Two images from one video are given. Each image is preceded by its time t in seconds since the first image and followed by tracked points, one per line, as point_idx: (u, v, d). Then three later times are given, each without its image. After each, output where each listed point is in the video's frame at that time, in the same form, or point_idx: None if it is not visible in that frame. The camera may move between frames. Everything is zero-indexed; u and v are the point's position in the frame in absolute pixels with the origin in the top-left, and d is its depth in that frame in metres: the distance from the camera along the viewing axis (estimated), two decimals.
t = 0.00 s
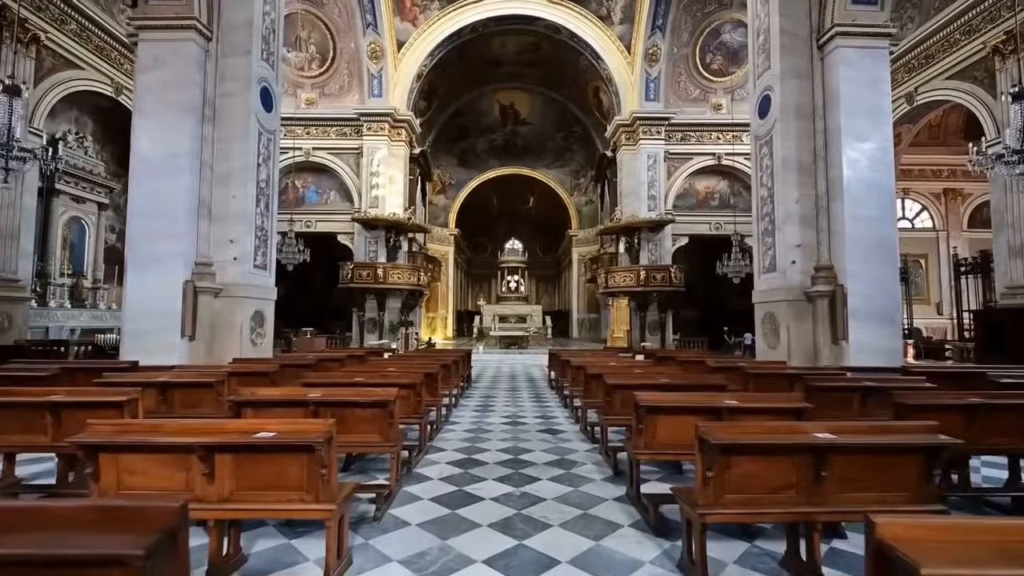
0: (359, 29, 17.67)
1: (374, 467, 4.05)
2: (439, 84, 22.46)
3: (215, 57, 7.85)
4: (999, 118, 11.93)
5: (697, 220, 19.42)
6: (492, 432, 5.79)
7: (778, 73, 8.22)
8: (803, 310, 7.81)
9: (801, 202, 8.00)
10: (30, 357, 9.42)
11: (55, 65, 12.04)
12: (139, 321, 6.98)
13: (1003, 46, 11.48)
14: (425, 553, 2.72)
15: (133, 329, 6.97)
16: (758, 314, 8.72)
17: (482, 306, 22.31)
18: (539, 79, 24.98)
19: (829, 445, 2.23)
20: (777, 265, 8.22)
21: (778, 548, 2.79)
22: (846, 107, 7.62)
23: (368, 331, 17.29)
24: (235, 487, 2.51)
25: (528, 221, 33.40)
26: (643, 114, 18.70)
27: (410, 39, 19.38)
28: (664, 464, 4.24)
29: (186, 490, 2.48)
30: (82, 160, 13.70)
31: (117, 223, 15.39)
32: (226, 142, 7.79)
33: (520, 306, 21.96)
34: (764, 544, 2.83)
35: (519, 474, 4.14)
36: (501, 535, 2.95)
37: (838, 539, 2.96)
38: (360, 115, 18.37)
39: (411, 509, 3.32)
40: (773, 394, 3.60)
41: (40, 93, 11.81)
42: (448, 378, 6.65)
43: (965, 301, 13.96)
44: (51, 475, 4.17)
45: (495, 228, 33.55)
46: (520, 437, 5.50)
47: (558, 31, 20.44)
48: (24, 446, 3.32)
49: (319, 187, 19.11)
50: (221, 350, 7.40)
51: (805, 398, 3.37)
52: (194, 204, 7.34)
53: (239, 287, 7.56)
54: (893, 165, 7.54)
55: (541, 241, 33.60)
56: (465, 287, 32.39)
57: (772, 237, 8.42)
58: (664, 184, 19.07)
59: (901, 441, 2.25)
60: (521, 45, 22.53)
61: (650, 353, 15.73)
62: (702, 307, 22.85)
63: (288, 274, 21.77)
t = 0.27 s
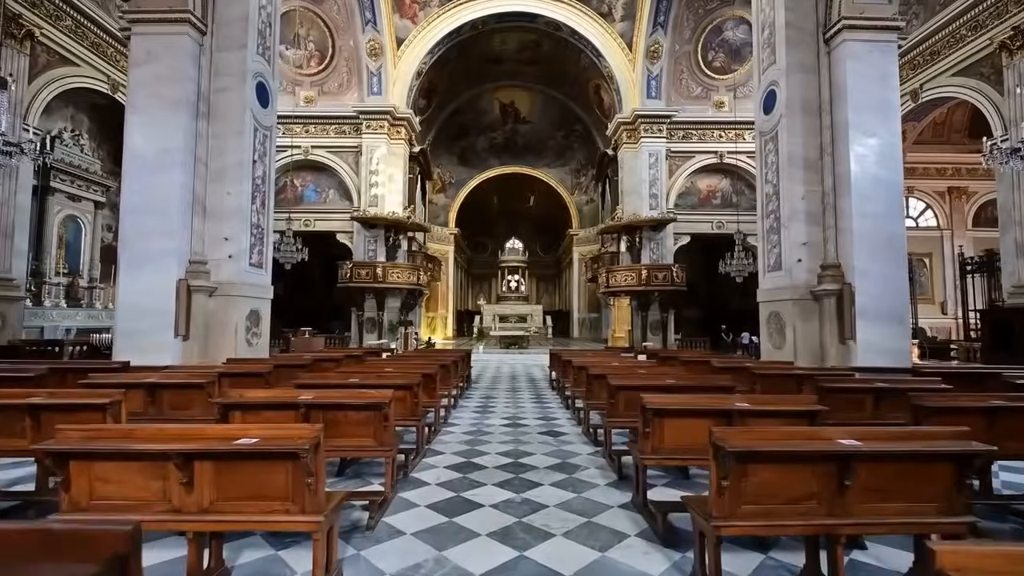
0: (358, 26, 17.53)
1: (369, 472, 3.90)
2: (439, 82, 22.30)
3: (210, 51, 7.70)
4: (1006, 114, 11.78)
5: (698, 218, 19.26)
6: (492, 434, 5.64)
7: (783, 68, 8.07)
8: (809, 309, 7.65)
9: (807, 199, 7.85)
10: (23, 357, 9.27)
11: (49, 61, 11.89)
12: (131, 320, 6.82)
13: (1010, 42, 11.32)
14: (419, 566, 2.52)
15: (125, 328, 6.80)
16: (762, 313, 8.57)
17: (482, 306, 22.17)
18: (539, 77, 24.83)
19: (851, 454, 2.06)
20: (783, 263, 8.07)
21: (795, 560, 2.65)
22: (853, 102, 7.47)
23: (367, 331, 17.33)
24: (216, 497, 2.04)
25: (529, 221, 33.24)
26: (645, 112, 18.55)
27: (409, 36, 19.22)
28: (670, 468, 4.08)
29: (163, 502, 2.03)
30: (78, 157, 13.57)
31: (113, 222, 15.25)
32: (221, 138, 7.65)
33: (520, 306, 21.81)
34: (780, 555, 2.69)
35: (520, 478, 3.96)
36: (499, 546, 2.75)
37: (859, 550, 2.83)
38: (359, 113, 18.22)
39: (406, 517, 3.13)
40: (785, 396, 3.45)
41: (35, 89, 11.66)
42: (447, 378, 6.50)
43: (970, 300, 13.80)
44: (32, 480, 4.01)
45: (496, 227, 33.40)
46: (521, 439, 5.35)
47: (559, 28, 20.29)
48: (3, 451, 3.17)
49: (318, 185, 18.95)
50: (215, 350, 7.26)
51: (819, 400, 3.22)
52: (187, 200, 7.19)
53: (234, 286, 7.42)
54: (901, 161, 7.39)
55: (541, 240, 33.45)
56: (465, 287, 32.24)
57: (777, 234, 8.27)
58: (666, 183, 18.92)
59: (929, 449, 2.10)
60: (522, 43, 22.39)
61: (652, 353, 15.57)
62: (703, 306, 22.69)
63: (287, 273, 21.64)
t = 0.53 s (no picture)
0: (357, 23, 17.38)
1: (362, 478, 3.74)
2: (439, 80, 22.14)
3: (205, 45, 7.55)
4: (1013, 111, 11.59)
5: (701, 217, 19.09)
6: (491, 436, 5.49)
7: (789, 62, 7.90)
8: (816, 309, 7.50)
9: (813, 196, 7.69)
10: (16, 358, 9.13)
11: (44, 58, 11.74)
12: (123, 319, 6.68)
13: (1018, 37, 11.13)
14: None
15: (117, 328, 6.66)
16: (767, 313, 8.41)
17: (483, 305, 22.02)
18: (540, 75, 24.66)
19: (878, 463, 1.94)
20: (788, 262, 7.91)
21: None
22: (861, 96, 7.31)
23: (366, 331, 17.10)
24: (191, 510, 2.01)
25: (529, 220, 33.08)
26: (646, 110, 18.37)
27: (409, 33, 19.05)
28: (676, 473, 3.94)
29: (135, 514, 1.99)
30: (73, 156, 13.42)
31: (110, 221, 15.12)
32: (216, 134, 7.51)
33: (520, 306, 21.66)
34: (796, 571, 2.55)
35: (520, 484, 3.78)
36: (499, 559, 2.55)
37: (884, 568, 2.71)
38: (358, 111, 18.06)
39: (400, 527, 2.94)
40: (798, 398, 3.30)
41: (29, 86, 11.52)
42: (445, 379, 6.33)
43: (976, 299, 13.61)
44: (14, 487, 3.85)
45: (496, 227, 33.26)
46: (521, 442, 5.19)
47: (560, 25, 20.11)
48: None
49: (316, 184, 18.78)
50: (210, 350, 7.12)
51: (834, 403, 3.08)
52: (181, 198, 7.05)
53: (229, 285, 7.28)
54: (910, 157, 7.23)
55: (542, 240, 33.30)
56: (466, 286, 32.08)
57: (782, 232, 8.11)
58: (667, 181, 18.76)
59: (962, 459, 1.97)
60: (522, 40, 22.22)
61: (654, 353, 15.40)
62: (705, 305, 22.53)
63: (286, 272, 21.50)
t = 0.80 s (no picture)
0: (356, 21, 17.25)
1: (357, 483, 3.61)
2: (439, 78, 22.01)
3: (199, 40, 7.43)
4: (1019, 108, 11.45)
5: (702, 216, 18.94)
6: (491, 438, 5.36)
7: (794, 57, 7.77)
8: (821, 308, 7.37)
9: (818, 193, 7.56)
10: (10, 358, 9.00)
11: (39, 55, 11.60)
12: (116, 319, 6.56)
13: None
14: None
15: (111, 327, 6.53)
16: (771, 312, 8.28)
17: (483, 305, 21.90)
18: (540, 73, 24.51)
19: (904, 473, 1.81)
20: (793, 260, 7.79)
21: None
22: (867, 91, 7.17)
23: (365, 330, 16.98)
24: (168, 523, 1.77)
25: (530, 219, 32.97)
26: (647, 108, 18.24)
27: (408, 31, 18.90)
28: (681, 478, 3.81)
29: (106, 528, 1.76)
30: (69, 154, 13.31)
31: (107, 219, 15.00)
32: (211, 130, 7.38)
33: (521, 305, 21.54)
34: None
35: (521, 488, 3.63)
36: (496, 571, 2.39)
37: None
38: (357, 109, 17.92)
39: (394, 535, 2.78)
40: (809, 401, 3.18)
41: (24, 83, 11.40)
42: (443, 380, 6.21)
43: (981, 299, 13.46)
44: None
45: (496, 226, 33.14)
46: (521, 444, 5.06)
47: (560, 23, 19.97)
48: None
49: (315, 182, 18.64)
50: (205, 350, 7.00)
51: (848, 406, 2.95)
52: (174, 195, 6.93)
53: (224, 283, 7.15)
54: (917, 153, 7.09)
55: (542, 239, 33.19)
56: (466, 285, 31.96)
57: (787, 230, 7.98)
58: (669, 180, 18.63)
59: (999, 471, 1.82)
60: (522, 38, 22.08)
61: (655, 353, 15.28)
62: (706, 304, 22.42)
63: (285, 272, 21.39)
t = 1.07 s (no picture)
0: (355, 18, 17.12)
1: (351, 488, 3.47)
2: (439, 76, 21.87)
3: (193, 34, 7.27)
4: None
5: (704, 215, 18.79)
6: (491, 439, 5.22)
7: (800, 51, 7.62)
8: (828, 307, 7.23)
9: (825, 190, 7.42)
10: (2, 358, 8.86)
11: (34, 51, 11.41)
12: (108, 318, 6.41)
13: None
14: None
15: (102, 327, 6.39)
16: (776, 311, 8.13)
17: (483, 304, 21.76)
18: (541, 72, 24.35)
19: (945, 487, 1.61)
20: (799, 258, 7.64)
21: None
22: (875, 86, 7.02)
23: (364, 330, 16.84)
24: (137, 538, 1.67)
25: (530, 218, 32.83)
26: (649, 106, 18.09)
27: (408, 28, 18.75)
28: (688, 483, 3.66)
29: (69, 544, 1.64)
30: (65, 151, 13.16)
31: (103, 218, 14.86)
32: (205, 125, 7.23)
33: (521, 305, 21.40)
34: None
35: (522, 493, 3.48)
36: None
37: None
38: (356, 107, 17.77)
39: (388, 545, 2.63)
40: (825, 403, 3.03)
41: (18, 80, 11.24)
42: (442, 380, 6.06)
43: (987, 298, 13.31)
44: None
45: (496, 225, 33.01)
46: (521, 446, 4.92)
47: (561, 20, 19.81)
48: None
49: (314, 181, 18.49)
50: (198, 350, 6.85)
51: (867, 410, 2.81)
52: (168, 191, 6.78)
53: (218, 282, 7.01)
54: (927, 149, 6.94)
55: (542, 238, 33.06)
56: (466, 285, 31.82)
57: (792, 227, 7.83)
58: (670, 178, 18.48)
59: None
60: (522, 36, 21.92)
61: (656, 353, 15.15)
62: (707, 304, 22.30)
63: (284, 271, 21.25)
